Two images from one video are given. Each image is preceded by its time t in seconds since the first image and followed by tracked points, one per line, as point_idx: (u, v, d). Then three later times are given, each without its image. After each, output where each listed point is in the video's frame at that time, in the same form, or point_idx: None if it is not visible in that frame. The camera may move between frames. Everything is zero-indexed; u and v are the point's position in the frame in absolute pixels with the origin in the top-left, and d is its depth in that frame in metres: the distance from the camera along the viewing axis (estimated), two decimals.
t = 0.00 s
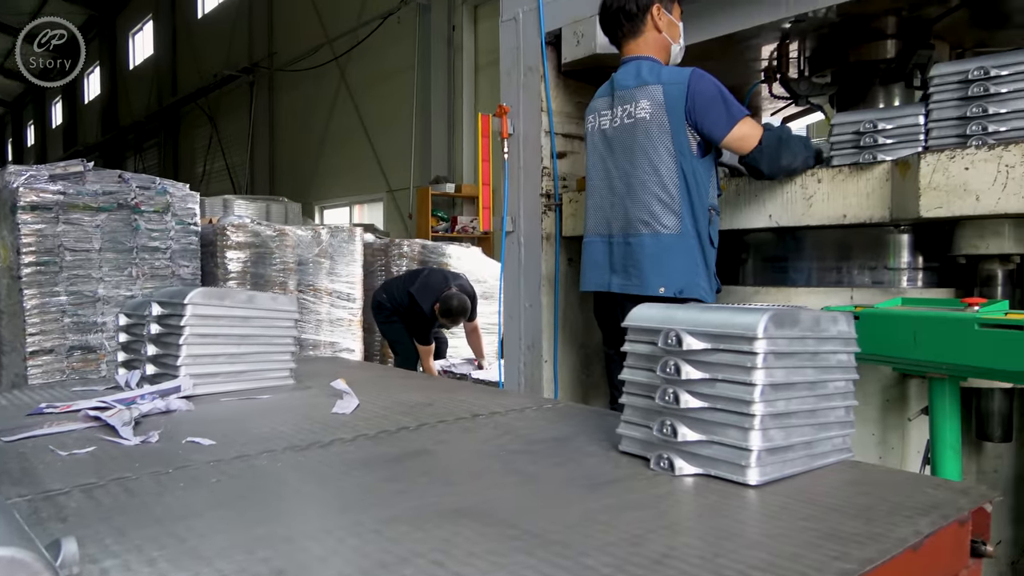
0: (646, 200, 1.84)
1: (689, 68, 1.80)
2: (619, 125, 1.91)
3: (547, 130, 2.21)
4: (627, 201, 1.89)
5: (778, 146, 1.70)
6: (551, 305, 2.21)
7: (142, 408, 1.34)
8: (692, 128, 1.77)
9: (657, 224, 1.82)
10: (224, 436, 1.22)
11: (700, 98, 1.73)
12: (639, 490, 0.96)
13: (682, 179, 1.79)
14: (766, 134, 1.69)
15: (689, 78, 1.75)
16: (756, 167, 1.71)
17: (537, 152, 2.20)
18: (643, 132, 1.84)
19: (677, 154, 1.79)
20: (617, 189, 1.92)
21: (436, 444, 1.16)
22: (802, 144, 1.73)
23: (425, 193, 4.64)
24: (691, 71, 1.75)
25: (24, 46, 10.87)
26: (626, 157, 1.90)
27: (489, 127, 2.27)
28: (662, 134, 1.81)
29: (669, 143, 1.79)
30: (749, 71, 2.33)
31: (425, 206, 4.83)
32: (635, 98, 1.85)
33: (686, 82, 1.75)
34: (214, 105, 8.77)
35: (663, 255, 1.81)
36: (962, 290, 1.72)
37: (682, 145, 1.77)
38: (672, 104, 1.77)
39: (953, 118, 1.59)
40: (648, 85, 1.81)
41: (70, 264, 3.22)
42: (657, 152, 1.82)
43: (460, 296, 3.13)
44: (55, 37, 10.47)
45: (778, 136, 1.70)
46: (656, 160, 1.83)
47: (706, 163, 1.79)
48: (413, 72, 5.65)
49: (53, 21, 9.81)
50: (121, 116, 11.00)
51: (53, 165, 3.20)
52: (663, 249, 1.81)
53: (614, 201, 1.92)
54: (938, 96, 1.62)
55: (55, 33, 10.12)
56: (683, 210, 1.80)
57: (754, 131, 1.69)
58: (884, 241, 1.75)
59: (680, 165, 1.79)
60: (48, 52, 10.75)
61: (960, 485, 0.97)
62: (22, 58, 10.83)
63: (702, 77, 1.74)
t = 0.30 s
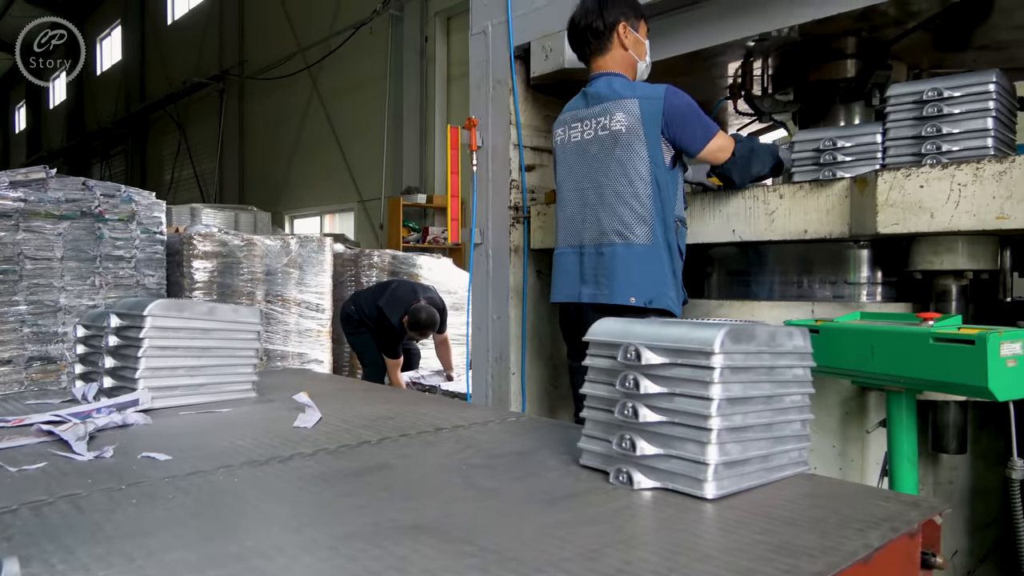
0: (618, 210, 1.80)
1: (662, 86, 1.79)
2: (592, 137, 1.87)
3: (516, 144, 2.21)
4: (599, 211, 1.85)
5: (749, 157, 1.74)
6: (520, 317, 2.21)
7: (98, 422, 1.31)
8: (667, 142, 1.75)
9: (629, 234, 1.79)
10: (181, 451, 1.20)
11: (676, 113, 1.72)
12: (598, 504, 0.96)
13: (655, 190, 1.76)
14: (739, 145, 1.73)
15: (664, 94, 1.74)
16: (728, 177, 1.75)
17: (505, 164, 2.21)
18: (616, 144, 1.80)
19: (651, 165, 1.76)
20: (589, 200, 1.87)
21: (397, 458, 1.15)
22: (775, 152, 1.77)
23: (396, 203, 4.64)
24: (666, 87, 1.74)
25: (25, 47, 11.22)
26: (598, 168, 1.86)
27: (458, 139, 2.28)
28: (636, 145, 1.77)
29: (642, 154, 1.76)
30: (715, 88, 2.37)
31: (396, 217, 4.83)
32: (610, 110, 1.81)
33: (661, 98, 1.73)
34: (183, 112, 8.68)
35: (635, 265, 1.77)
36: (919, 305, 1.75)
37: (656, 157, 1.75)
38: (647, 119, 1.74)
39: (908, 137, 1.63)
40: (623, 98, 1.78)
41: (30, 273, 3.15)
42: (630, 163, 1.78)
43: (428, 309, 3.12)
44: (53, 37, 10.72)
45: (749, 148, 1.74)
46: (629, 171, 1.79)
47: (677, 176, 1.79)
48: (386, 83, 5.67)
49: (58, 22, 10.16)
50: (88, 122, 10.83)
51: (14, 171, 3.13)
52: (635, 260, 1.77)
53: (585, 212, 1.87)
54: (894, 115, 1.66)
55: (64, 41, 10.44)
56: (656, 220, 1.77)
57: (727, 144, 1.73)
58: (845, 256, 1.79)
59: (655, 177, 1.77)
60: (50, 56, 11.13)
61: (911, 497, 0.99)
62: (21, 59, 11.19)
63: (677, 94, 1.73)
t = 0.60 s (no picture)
0: (605, 220, 1.70)
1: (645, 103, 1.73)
2: (575, 144, 1.75)
3: (487, 154, 2.22)
4: (583, 220, 1.73)
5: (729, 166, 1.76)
6: (490, 327, 2.21)
7: (54, 433, 1.28)
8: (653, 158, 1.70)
9: (616, 245, 1.69)
10: (140, 463, 1.17)
11: (664, 132, 1.67)
12: (559, 517, 0.96)
13: (643, 203, 1.69)
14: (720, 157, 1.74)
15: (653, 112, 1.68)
16: (710, 188, 1.76)
17: (476, 175, 2.22)
18: (603, 155, 1.70)
19: (640, 179, 1.69)
20: (571, 209, 1.76)
21: (360, 470, 1.15)
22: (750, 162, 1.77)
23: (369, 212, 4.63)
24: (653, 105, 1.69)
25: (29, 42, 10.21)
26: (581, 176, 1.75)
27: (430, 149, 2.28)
28: (626, 157, 1.68)
29: (631, 168, 1.68)
30: (684, 101, 2.40)
31: (369, 225, 4.81)
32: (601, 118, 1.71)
33: (650, 115, 1.67)
34: (155, 117, 8.58)
35: (622, 275, 1.68)
36: (881, 318, 1.78)
37: (645, 172, 1.68)
38: (638, 134, 1.67)
39: (871, 154, 1.67)
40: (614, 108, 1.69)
41: None
42: (619, 174, 1.69)
43: (399, 319, 3.10)
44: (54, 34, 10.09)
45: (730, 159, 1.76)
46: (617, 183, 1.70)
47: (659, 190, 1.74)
48: (361, 91, 5.67)
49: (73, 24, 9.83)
50: (55, 125, 10.65)
51: None
52: (621, 270, 1.69)
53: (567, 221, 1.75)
54: (856, 132, 1.69)
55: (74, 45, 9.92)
56: (643, 234, 1.70)
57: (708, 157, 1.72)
58: (810, 269, 1.82)
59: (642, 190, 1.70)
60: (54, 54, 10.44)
61: (867, 509, 1.01)
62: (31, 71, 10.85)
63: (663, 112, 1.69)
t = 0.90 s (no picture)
0: (588, 232, 1.69)
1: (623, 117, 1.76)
2: (558, 154, 1.73)
3: (459, 163, 2.22)
4: (565, 230, 1.71)
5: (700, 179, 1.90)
6: (461, 337, 2.20)
7: (10, 445, 1.25)
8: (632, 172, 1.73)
9: (598, 256, 1.69)
10: (98, 476, 1.15)
11: (643, 148, 1.72)
12: (523, 529, 0.96)
13: (624, 216, 1.70)
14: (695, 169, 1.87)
15: (634, 126, 1.71)
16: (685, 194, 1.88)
17: (448, 184, 2.22)
18: (588, 167, 1.69)
19: (622, 192, 1.70)
20: (553, 220, 1.73)
21: (324, 482, 1.13)
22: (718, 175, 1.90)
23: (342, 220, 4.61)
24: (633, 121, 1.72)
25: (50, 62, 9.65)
26: (564, 186, 1.72)
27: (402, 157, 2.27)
28: (610, 170, 1.69)
29: (614, 180, 1.69)
30: (655, 113, 2.43)
31: (343, 232, 4.79)
32: (587, 131, 1.70)
33: (632, 129, 1.70)
34: (125, 122, 8.46)
35: (604, 286, 1.68)
36: (846, 327, 1.82)
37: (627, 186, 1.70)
38: (622, 148, 1.69)
39: (834, 163, 1.70)
40: (600, 122, 1.69)
41: None
42: (603, 187, 1.69)
43: (371, 327, 3.09)
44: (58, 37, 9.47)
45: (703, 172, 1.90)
46: (601, 195, 1.70)
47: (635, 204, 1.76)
48: (335, 98, 5.65)
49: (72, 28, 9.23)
50: (22, 129, 10.46)
51: None
52: (603, 281, 1.68)
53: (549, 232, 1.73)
54: (821, 142, 1.72)
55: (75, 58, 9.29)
56: (623, 245, 1.71)
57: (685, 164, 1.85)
58: (777, 276, 1.84)
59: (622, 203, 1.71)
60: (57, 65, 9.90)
61: (827, 519, 1.02)
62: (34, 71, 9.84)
63: (642, 129, 1.73)
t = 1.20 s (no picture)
0: (560, 239, 1.69)
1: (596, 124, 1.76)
2: (530, 161, 1.74)
3: (433, 171, 2.22)
4: (538, 237, 1.71)
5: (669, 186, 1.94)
6: (434, 345, 2.20)
7: None
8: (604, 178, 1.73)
9: (570, 264, 1.68)
10: (57, 488, 1.13)
11: (616, 155, 1.72)
12: (490, 539, 0.96)
13: (596, 223, 1.70)
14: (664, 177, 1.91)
15: (607, 133, 1.71)
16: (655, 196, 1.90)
17: (422, 193, 2.21)
18: (559, 174, 1.70)
19: (594, 199, 1.70)
20: (525, 227, 1.73)
21: (291, 493, 1.12)
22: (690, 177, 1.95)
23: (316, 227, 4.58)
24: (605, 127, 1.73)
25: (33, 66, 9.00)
26: (536, 193, 1.73)
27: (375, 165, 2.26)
28: (582, 177, 1.68)
29: (586, 187, 1.69)
30: (628, 123, 2.45)
31: (317, 239, 4.76)
32: (559, 139, 1.71)
33: (605, 137, 1.70)
34: (95, 126, 8.34)
35: (578, 293, 1.68)
36: (813, 337, 1.84)
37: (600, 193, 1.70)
38: (595, 154, 1.69)
39: (802, 169, 1.71)
40: (572, 129, 1.70)
41: None
42: (574, 194, 1.69)
43: (347, 334, 3.07)
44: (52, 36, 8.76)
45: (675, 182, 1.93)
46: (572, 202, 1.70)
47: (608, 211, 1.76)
48: (310, 105, 5.62)
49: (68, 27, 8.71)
50: None
51: None
52: (575, 289, 1.68)
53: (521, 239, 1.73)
54: (789, 148, 1.74)
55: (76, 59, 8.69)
56: (595, 253, 1.70)
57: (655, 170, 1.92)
58: (746, 281, 1.86)
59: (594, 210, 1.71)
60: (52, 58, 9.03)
61: (792, 527, 1.03)
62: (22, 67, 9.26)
63: (615, 135, 1.73)
